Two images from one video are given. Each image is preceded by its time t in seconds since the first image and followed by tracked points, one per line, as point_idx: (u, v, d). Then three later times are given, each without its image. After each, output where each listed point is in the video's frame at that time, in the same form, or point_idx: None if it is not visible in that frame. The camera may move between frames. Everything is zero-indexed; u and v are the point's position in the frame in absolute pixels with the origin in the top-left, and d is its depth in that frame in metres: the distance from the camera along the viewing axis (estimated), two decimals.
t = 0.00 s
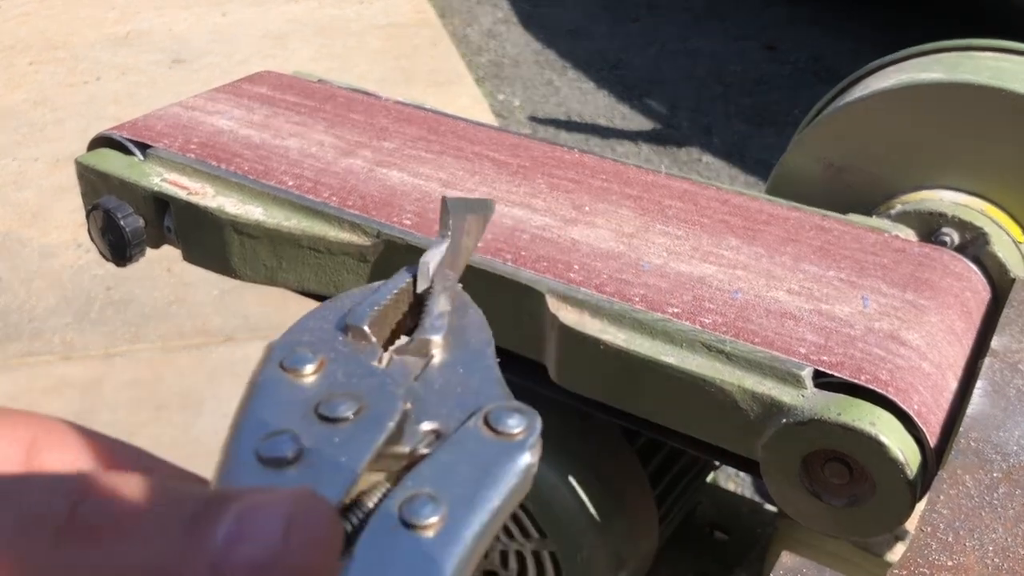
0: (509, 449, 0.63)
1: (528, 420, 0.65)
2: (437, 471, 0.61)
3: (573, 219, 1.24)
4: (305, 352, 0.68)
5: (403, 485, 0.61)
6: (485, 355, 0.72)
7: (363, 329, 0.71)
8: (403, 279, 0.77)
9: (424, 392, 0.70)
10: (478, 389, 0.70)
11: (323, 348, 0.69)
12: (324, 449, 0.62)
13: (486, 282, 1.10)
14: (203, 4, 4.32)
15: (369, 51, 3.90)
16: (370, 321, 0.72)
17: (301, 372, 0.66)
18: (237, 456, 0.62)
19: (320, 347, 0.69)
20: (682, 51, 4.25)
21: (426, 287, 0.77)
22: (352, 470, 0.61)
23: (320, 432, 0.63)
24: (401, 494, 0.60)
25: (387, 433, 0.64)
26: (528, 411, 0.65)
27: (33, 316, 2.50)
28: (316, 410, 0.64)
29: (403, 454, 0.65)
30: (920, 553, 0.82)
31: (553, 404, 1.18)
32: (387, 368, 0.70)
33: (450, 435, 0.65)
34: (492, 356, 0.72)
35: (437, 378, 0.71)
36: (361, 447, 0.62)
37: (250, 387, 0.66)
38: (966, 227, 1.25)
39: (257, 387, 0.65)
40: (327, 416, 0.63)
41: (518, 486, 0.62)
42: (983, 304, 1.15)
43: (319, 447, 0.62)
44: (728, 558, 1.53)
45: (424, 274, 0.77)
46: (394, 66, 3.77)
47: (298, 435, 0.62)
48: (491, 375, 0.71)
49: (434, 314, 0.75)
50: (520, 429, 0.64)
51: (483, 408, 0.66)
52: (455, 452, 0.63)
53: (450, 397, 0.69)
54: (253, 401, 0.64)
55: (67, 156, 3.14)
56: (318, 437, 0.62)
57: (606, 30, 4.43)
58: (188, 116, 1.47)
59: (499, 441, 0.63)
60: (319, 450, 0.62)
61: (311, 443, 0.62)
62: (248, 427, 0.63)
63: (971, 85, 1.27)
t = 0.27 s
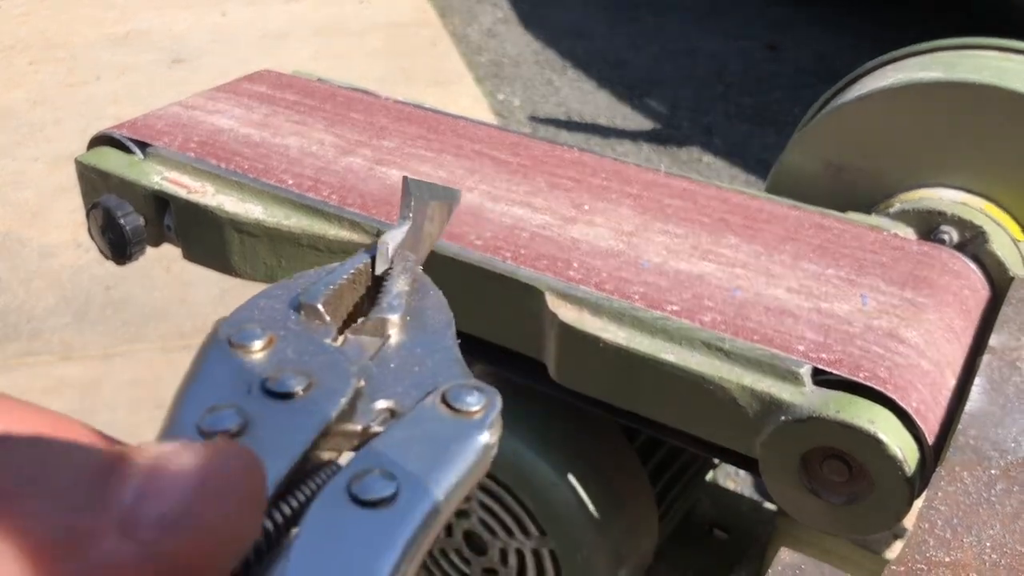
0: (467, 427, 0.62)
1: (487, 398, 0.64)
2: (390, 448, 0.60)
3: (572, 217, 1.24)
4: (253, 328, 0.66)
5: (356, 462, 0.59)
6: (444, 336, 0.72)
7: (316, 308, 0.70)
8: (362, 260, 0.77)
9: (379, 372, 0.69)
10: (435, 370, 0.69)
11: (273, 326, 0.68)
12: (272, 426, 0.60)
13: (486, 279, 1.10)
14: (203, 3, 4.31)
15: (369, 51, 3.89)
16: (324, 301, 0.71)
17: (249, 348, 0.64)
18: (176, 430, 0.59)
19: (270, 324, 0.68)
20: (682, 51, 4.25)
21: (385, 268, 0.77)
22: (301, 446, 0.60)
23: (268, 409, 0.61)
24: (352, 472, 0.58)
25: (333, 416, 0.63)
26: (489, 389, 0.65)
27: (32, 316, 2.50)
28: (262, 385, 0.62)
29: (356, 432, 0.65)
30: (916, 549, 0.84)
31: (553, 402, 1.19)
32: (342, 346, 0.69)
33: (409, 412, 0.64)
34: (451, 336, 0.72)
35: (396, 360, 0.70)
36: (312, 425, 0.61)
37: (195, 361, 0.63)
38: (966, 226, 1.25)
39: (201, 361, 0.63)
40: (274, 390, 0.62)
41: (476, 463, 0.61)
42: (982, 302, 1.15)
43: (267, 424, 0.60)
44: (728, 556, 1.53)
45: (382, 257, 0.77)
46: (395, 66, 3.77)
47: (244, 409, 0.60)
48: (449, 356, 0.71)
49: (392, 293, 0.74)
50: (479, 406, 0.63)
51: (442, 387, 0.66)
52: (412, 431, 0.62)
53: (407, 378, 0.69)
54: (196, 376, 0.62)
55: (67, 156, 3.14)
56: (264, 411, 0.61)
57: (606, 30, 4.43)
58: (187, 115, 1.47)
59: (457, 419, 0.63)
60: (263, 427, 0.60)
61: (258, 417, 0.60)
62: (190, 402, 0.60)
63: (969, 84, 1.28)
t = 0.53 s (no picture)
0: (473, 414, 0.65)
1: (490, 386, 0.67)
2: (402, 440, 0.64)
3: (572, 217, 1.24)
4: (249, 320, 0.69)
5: (371, 452, 0.63)
6: (435, 324, 0.74)
7: (304, 298, 0.71)
8: (343, 249, 0.77)
9: (377, 364, 0.71)
10: (431, 359, 0.71)
11: (267, 318, 0.70)
12: (280, 421, 0.64)
13: (486, 279, 1.10)
14: (202, 3, 4.31)
15: (369, 51, 3.89)
16: (311, 290, 0.72)
17: (244, 341, 0.67)
18: (183, 429, 0.63)
19: (264, 317, 0.70)
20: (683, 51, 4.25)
21: (367, 257, 0.77)
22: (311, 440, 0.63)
23: (276, 403, 0.65)
24: (369, 467, 0.62)
25: (342, 405, 0.66)
26: (490, 377, 0.67)
27: (31, 316, 2.46)
28: (268, 379, 0.65)
29: (364, 423, 0.68)
30: (917, 549, 0.82)
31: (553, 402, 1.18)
32: (337, 340, 0.71)
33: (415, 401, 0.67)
34: (441, 323, 0.74)
35: (390, 350, 0.72)
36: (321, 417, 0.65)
37: (195, 357, 0.66)
38: (967, 226, 1.25)
39: (203, 358, 0.66)
40: (280, 386, 0.65)
41: (484, 447, 0.64)
42: (983, 302, 1.15)
43: (274, 419, 0.64)
44: (728, 557, 1.53)
45: (364, 246, 0.77)
46: (395, 65, 3.77)
47: (253, 405, 0.64)
48: (442, 344, 0.73)
49: (380, 283, 0.75)
50: (481, 396, 0.66)
51: (443, 375, 0.69)
52: (422, 419, 0.65)
53: (405, 368, 0.71)
54: (199, 373, 0.65)
55: (66, 156, 3.14)
56: (273, 407, 0.64)
57: (606, 29, 4.43)
58: (187, 115, 1.47)
59: (462, 408, 0.66)
60: (273, 422, 0.64)
61: (268, 414, 0.64)
62: (192, 399, 0.64)
63: (970, 85, 1.28)
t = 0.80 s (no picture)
0: (491, 420, 0.69)
1: (504, 393, 0.71)
2: (429, 447, 0.67)
3: (573, 218, 1.24)
4: (266, 330, 0.70)
5: (401, 461, 0.66)
6: (439, 333, 0.78)
7: (316, 305, 0.73)
8: (344, 257, 0.79)
9: (392, 371, 0.74)
10: (442, 367, 0.75)
11: (282, 327, 0.71)
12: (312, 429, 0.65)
13: (486, 281, 1.09)
14: (202, 2, 4.30)
15: (369, 51, 3.88)
16: (321, 296, 0.74)
17: (265, 351, 0.68)
18: (217, 440, 0.64)
19: (280, 326, 0.72)
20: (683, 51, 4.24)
21: (368, 265, 0.80)
22: (348, 448, 0.65)
23: (304, 413, 0.66)
24: (401, 474, 0.65)
25: (368, 412, 0.68)
26: (503, 382, 0.71)
27: (31, 316, 2.46)
28: (295, 389, 0.67)
29: (389, 430, 0.70)
30: (919, 553, 0.78)
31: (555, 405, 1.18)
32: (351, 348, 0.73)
33: (435, 408, 0.70)
34: (447, 332, 0.78)
35: (403, 356, 0.75)
36: (351, 424, 0.67)
37: (216, 369, 0.67)
38: (969, 227, 1.25)
39: (225, 370, 0.67)
40: (307, 395, 0.67)
41: (506, 452, 0.68)
42: (985, 304, 1.15)
43: (306, 428, 0.65)
44: (729, 559, 1.53)
45: (364, 254, 0.80)
46: (395, 65, 3.76)
47: (285, 414, 0.65)
48: (449, 351, 0.77)
49: (386, 292, 0.78)
50: (497, 403, 0.69)
51: (460, 381, 0.72)
52: (443, 426, 0.68)
53: (420, 374, 0.74)
54: (224, 384, 0.66)
55: (66, 156, 3.13)
56: (304, 415, 0.66)
57: (606, 29, 4.43)
58: (187, 115, 1.46)
59: (482, 414, 0.69)
60: (306, 429, 0.65)
61: (301, 422, 0.65)
62: (223, 411, 0.65)
63: (971, 86, 1.27)
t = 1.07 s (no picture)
0: (486, 419, 0.70)
1: (498, 394, 0.71)
2: (429, 450, 0.67)
3: (573, 218, 1.24)
4: (263, 332, 0.70)
5: (404, 465, 0.66)
6: (428, 333, 0.78)
7: (307, 306, 0.74)
8: (329, 258, 0.80)
9: (386, 372, 0.74)
10: (434, 367, 0.76)
11: (277, 328, 0.72)
12: (316, 431, 0.66)
13: (486, 280, 1.09)
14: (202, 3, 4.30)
15: (369, 51, 3.88)
16: (311, 297, 0.75)
17: (263, 353, 0.69)
18: (223, 443, 0.63)
19: (275, 326, 0.72)
20: (683, 51, 4.24)
21: (353, 264, 0.81)
22: (353, 451, 0.65)
23: (307, 415, 0.67)
24: (405, 477, 0.65)
25: (369, 415, 0.69)
26: (495, 382, 0.72)
27: (31, 316, 2.44)
28: (296, 393, 0.67)
29: (389, 431, 0.70)
30: (919, 552, 0.78)
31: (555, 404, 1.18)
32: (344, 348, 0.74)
33: (432, 409, 0.70)
34: (436, 331, 0.79)
35: (398, 359, 0.75)
36: (352, 426, 0.67)
37: (216, 373, 0.67)
38: (968, 227, 1.25)
39: (224, 374, 0.67)
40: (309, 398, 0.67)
41: (500, 451, 0.69)
42: (984, 304, 1.15)
43: (309, 429, 0.66)
44: (729, 559, 1.53)
45: (350, 253, 0.81)
46: (395, 66, 3.76)
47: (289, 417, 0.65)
48: (439, 351, 0.77)
49: (374, 292, 0.79)
50: (490, 403, 0.70)
51: (455, 382, 0.72)
52: (440, 428, 0.69)
53: (412, 376, 0.74)
54: (225, 387, 0.66)
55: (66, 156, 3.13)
56: (308, 418, 0.66)
57: (606, 29, 4.42)
58: (186, 115, 1.46)
59: (476, 415, 0.70)
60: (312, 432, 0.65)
61: (306, 426, 0.65)
62: (227, 416, 0.65)
63: (970, 87, 1.27)
